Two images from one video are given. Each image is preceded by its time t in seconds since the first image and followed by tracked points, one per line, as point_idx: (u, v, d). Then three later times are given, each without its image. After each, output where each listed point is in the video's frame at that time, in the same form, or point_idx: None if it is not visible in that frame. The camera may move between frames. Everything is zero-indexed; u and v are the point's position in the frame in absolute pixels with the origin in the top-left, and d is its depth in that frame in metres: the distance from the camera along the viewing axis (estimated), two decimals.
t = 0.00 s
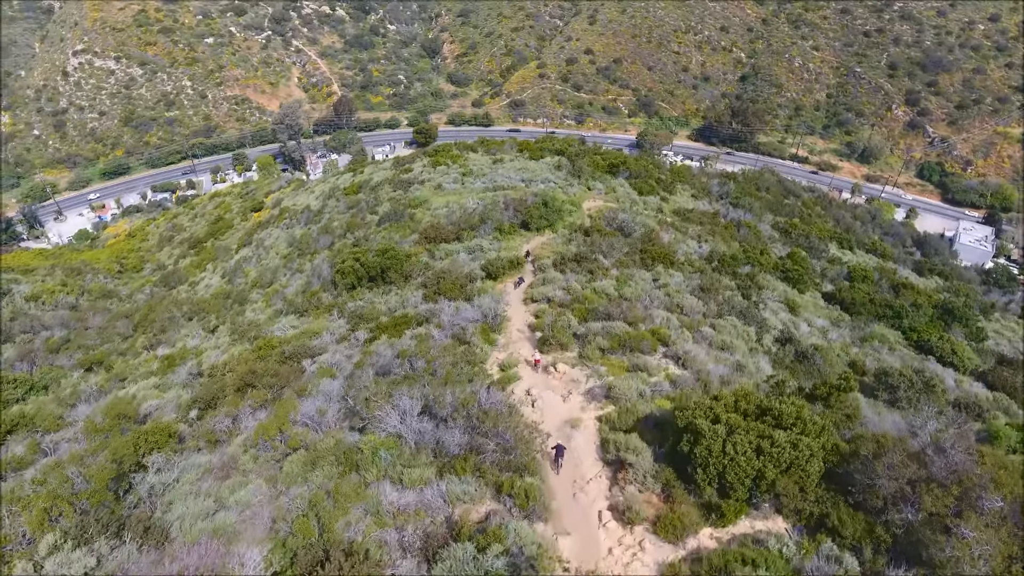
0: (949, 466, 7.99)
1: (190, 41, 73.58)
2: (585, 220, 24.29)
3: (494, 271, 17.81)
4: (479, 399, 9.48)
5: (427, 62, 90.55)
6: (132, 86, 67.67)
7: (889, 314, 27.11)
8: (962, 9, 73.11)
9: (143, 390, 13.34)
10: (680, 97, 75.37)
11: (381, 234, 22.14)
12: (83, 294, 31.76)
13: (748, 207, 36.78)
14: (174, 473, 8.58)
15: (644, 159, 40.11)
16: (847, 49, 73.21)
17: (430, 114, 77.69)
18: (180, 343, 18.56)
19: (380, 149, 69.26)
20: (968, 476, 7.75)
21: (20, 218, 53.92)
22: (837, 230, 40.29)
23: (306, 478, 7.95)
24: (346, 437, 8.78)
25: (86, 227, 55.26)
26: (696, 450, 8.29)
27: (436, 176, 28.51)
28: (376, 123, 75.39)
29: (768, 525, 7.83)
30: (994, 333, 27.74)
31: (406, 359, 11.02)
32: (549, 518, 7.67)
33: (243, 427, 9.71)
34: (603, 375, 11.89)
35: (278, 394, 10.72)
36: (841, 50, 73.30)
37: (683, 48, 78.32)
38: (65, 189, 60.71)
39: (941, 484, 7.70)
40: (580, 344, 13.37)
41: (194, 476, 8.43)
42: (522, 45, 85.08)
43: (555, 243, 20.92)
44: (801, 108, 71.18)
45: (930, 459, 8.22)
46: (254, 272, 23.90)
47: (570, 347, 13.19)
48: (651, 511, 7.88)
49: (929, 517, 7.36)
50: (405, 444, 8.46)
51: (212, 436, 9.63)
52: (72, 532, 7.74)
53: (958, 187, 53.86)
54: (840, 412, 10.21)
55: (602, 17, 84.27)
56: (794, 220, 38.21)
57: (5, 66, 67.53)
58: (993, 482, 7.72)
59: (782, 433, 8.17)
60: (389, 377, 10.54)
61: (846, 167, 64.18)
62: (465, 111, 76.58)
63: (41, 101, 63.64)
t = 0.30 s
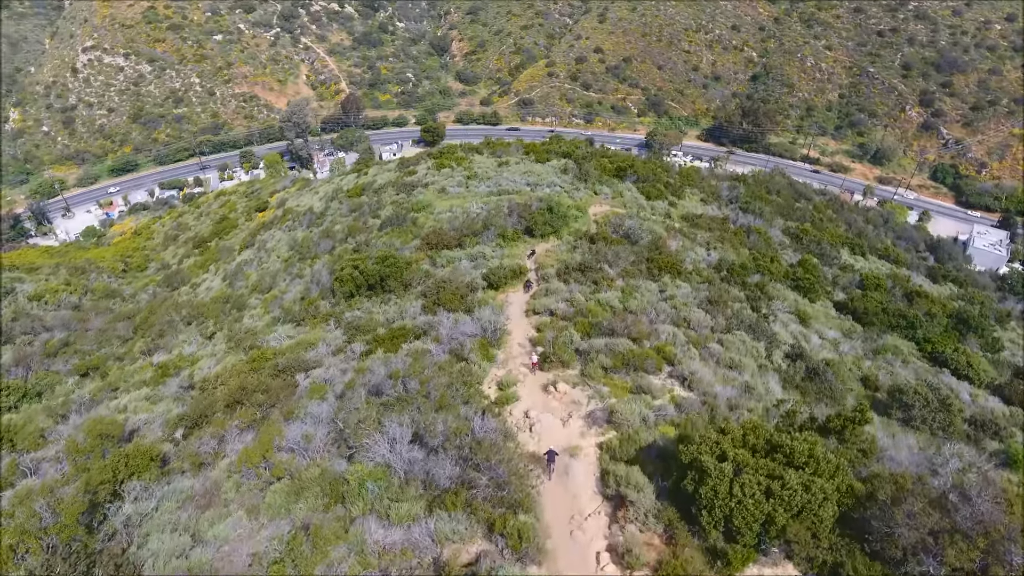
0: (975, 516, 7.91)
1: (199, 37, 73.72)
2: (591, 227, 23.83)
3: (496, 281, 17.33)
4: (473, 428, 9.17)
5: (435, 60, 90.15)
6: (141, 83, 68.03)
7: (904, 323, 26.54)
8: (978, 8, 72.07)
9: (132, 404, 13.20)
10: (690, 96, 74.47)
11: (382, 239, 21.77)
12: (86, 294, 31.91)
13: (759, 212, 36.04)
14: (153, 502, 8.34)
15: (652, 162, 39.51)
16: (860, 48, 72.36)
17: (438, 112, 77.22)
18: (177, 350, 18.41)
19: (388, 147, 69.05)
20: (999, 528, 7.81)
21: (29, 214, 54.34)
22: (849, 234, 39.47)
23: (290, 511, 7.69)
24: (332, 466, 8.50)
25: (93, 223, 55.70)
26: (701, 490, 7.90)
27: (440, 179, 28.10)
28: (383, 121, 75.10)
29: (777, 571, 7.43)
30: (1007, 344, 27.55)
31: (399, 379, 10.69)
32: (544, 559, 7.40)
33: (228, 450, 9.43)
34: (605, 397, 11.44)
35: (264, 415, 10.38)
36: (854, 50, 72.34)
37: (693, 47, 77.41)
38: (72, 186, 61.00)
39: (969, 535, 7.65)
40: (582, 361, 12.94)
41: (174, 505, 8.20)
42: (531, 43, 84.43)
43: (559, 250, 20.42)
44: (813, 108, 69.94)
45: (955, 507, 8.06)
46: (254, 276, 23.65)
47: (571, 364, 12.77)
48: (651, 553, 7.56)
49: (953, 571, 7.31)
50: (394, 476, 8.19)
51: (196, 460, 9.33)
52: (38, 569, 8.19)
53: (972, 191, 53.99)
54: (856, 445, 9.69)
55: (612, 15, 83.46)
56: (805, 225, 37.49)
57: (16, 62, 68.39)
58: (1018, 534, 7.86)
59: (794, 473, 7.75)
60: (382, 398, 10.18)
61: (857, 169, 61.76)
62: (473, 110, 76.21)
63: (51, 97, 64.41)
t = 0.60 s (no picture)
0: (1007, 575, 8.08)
1: (208, 35, 73.79)
2: (597, 234, 23.33)
3: (498, 292, 16.85)
4: (464, 462, 9.04)
5: (443, 58, 89.65)
6: (149, 79, 68.18)
7: (918, 334, 25.82)
8: (995, 8, 70.82)
9: (122, 416, 12.93)
10: (700, 96, 73.47)
11: (383, 245, 21.35)
12: (89, 293, 31.94)
13: (769, 218, 35.25)
14: (130, 532, 8.42)
15: (661, 165, 38.90)
16: (873, 49, 71.36)
17: (446, 111, 76.65)
18: (172, 357, 18.19)
19: (395, 146, 68.78)
20: None
21: (36, 211, 54.70)
22: (860, 240, 38.64)
23: (269, 548, 7.69)
24: (316, 500, 8.46)
25: (100, 221, 56.01)
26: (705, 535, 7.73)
27: (444, 183, 27.63)
28: (391, 119, 74.82)
29: None
30: None
31: (390, 404, 10.51)
32: None
33: (210, 477, 9.36)
34: (608, 421, 10.93)
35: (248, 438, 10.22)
36: (867, 51, 71.33)
37: (704, 46, 76.48)
38: (80, 182, 61.19)
39: None
40: (584, 380, 12.45)
41: (153, 536, 8.27)
42: (540, 42, 83.73)
43: (563, 259, 19.93)
44: (825, 109, 68.83)
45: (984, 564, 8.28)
46: (253, 281, 23.36)
47: (573, 384, 12.30)
48: None
49: None
50: (380, 513, 8.18)
51: (178, 486, 9.29)
52: None
53: (985, 194, 52.72)
54: (874, 486, 9.27)
55: (622, 14, 82.59)
56: (816, 231, 36.73)
57: (26, 59, 69.49)
58: None
59: (807, 522, 7.43)
60: (373, 422, 10.07)
61: (869, 170, 61.37)
62: (481, 109, 75.69)
63: (60, 95, 64.76)
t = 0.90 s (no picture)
0: None
1: (218, 31, 74.07)
2: (605, 242, 22.80)
3: (501, 304, 16.34)
4: (457, 499, 8.74)
5: (454, 56, 89.13)
6: (160, 76, 68.66)
7: (935, 348, 25.04)
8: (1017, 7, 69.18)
9: (113, 429, 12.85)
10: (712, 96, 72.35)
11: (386, 251, 20.94)
12: (93, 294, 32.75)
13: (782, 225, 34.38)
14: (105, 567, 8.38)
15: (671, 169, 38.25)
16: (889, 49, 69.97)
17: (455, 110, 76.12)
18: (170, 365, 18.03)
19: (404, 144, 68.42)
20: None
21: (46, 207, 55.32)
22: (875, 247, 37.63)
23: None
24: (301, 536, 8.36)
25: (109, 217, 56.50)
26: None
27: (450, 186, 27.18)
28: (400, 118, 74.56)
29: None
30: None
31: (382, 431, 10.19)
32: None
33: (193, 506, 9.27)
34: (612, 449, 10.41)
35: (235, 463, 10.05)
36: (883, 51, 69.89)
37: (717, 46, 75.43)
38: (90, 179, 61.80)
39: None
40: (588, 403, 11.93)
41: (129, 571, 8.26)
42: (551, 40, 83.01)
43: (570, 269, 19.42)
44: (839, 111, 67.86)
45: None
46: (255, 285, 23.13)
47: (577, 407, 11.80)
48: None
49: None
50: (366, 555, 8.08)
51: (160, 514, 9.22)
52: None
53: (1003, 199, 50.51)
54: (896, 535, 8.78)
55: (634, 13, 81.63)
56: (830, 238, 35.88)
57: (39, 54, 70.86)
58: None
59: None
60: (364, 450, 9.85)
61: (884, 173, 60.70)
62: (491, 108, 75.11)
63: (71, 90, 65.21)
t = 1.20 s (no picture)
0: None
1: (229, 29, 74.36)
2: (614, 250, 22.23)
3: (505, 318, 15.84)
4: (449, 543, 8.40)
5: (464, 55, 88.48)
6: (170, 73, 69.02)
7: (953, 363, 24.20)
8: None
9: (103, 443, 12.83)
10: (724, 97, 71.27)
11: (389, 258, 20.55)
12: (99, 293, 32.93)
13: (795, 233, 33.49)
14: None
15: (682, 174, 37.53)
16: (905, 51, 68.67)
17: (465, 109, 75.64)
18: (167, 372, 17.86)
19: (413, 143, 68.16)
20: None
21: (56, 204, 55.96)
22: (890, 255, 36.67)
23: None
24: None
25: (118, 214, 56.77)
26: None
27: (456, 191, 26.66)
28: (410, 117, 74.24)
29: None
30: None
31: (374, 461, 9.86)
32: None
33: (175, 539, 9.20)
34: (617, 480, 9.91)
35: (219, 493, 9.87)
36: (900, 53, 68.86)
37: (729, 46, 74.43)
38: (99, 176, 62.28)
39: None
40: (592, 427, 11.42)
41: None
42: (562, 40, 82.27)
43: (576, 279, 18.90)
44: (854, 112, 66.35)
45: None
46: (256, 291, 22.86)
47: (580, 432, 11.30)
48: None
49: None
50: None
51: (141, 547, 9.21)
52: None
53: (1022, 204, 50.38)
54: None
55: (647, 12, 80.68)
56: (845, 246, 34.96)
57: (50, 51, 72.48)
58: None
59: None
60: (354, 483, 9.56)
61: (898, 176, 59.06)
62: (501, 107, 74.47)
63: (82, 86, 66.59)
